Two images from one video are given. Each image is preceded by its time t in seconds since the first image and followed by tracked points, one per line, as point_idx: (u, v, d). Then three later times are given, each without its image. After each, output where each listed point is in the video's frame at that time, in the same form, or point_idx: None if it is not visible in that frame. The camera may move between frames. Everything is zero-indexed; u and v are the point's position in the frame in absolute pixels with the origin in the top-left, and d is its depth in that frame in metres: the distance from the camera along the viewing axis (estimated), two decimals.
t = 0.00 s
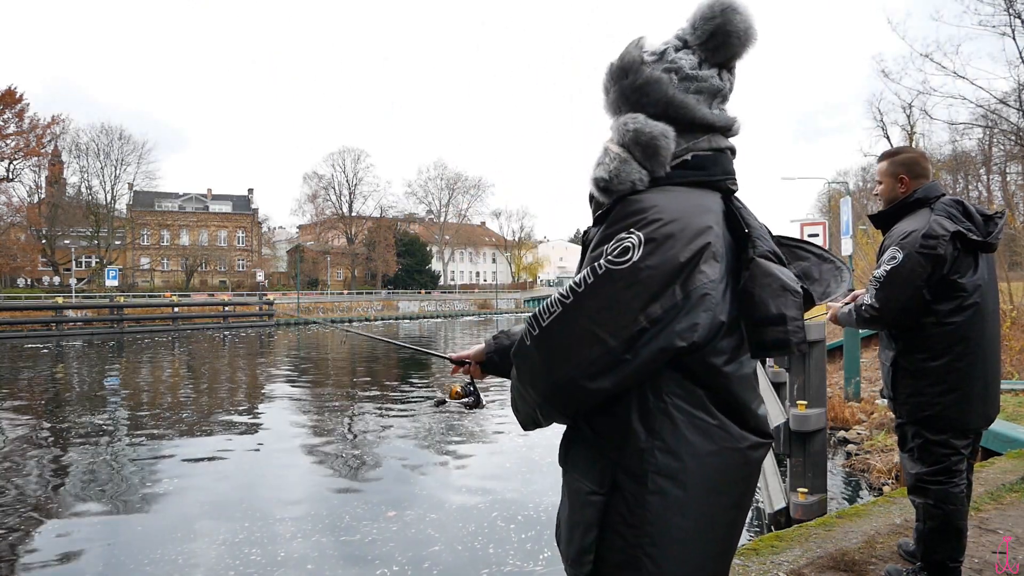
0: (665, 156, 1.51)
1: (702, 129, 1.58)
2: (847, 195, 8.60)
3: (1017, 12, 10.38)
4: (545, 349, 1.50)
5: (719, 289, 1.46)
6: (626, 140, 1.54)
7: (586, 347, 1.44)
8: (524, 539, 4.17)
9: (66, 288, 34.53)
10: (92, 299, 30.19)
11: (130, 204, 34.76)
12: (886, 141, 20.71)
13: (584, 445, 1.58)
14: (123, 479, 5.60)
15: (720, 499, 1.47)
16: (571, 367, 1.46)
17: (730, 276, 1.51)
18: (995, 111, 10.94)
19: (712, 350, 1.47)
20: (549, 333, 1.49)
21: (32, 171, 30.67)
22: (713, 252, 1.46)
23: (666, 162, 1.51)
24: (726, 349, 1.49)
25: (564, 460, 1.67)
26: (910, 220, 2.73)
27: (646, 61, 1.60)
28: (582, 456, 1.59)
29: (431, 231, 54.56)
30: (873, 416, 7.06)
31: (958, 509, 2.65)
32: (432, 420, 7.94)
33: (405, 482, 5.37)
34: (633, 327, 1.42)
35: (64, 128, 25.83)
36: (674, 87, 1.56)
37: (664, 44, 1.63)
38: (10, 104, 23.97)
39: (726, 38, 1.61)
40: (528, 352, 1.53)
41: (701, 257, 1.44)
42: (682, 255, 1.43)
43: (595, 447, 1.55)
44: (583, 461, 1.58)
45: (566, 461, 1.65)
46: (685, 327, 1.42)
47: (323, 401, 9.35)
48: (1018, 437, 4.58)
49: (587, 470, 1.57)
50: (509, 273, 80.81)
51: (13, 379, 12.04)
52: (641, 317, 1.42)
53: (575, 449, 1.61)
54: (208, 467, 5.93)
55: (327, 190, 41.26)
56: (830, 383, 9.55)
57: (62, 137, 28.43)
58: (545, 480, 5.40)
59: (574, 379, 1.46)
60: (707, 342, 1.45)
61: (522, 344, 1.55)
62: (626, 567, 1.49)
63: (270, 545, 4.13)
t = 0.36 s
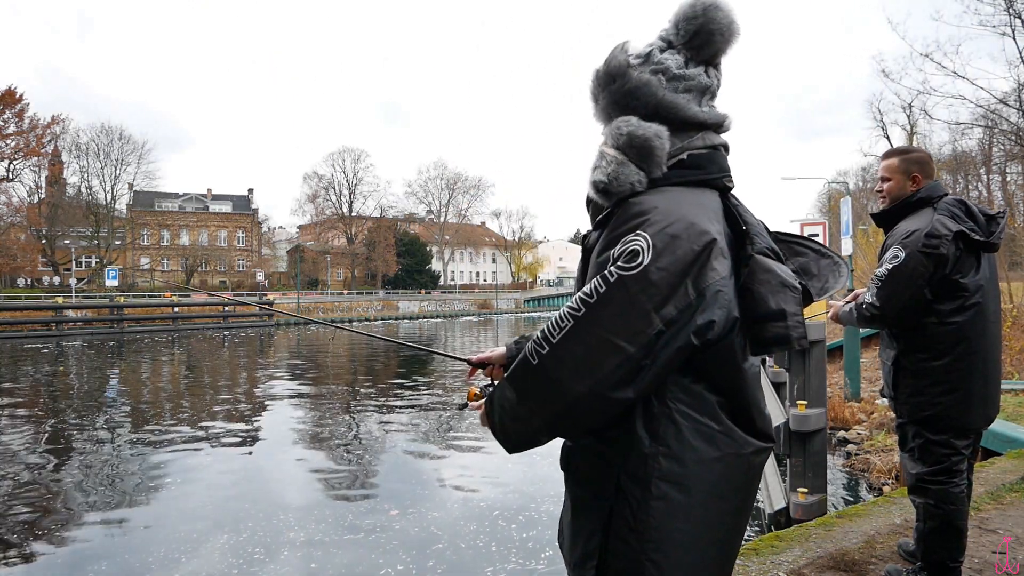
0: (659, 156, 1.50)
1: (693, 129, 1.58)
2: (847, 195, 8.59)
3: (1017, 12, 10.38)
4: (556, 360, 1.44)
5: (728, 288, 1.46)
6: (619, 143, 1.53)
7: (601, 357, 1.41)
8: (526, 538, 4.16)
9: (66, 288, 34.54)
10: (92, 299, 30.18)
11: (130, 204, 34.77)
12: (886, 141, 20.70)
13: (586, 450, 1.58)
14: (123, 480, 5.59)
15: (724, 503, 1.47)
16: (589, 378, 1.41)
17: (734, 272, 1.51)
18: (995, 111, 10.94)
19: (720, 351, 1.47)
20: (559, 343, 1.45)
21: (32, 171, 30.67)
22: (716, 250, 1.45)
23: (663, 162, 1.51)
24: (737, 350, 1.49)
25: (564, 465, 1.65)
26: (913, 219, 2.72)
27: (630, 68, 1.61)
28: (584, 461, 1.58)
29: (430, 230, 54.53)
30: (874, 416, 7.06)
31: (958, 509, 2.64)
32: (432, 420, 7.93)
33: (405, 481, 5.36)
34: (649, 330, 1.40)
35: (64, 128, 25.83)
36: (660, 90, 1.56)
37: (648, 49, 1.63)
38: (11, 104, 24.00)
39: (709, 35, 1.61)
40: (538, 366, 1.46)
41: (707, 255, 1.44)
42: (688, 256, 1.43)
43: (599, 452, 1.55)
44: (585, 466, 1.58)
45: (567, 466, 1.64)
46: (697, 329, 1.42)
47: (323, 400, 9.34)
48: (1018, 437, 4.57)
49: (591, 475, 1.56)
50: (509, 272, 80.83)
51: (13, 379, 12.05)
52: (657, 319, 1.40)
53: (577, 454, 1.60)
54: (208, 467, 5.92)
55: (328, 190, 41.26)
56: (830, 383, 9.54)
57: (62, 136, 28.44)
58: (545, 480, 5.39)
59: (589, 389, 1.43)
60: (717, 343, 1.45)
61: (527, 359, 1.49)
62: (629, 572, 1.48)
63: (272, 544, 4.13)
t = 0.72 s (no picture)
0: (655, 158, 1.51)
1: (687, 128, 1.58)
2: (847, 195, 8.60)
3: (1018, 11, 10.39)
4: (556, 370, 1.44)
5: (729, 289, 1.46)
6: (613, 146, 1.53)
7: (601, 366, 1.41)
8: (529, 537, 4.16)
9: (66, 288, 34.54)
10: (93, 299, 30.18)
11: (130, 204, 34.77)
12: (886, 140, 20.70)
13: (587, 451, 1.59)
14: (123, 480, 5.58)
15: (723, 506, 1.48)
16: (590, 385, 1.42)
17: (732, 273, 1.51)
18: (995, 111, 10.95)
19: (724, 352, 1.47)
20: (559, 352, 1.45)
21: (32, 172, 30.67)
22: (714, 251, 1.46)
23: (658, 164, 1.51)
24: (738, 350, 1.49)
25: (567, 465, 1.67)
26: (915, 219, 2.73)
27: (624, 66, 1.60)
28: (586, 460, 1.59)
29: (430, 230, 54.55)
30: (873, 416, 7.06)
31: (957, 510, 2.64)
32: (432, 419, 7.93)
33: (406, 480, 5.36)
34: (650, 339, 1.40)
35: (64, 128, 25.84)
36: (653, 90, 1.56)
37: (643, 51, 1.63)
38: (10, 104, 24.01)
39: (699, 32, 1.61)
40: (537, 375, 1.47)
41: (705, 258, 1.44)
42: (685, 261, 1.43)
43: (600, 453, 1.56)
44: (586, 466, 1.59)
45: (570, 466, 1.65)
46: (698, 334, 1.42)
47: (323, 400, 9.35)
48: (1018, 437, 4.58)
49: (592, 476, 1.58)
50: (509, 272, 80.82)
51: (13, 379, 12.05)
52: (658, 325, 1.40)
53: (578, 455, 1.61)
54: (208, 467, 5.92)
55: (328, 190, 41.29)
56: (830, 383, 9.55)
57: (62, 136, 28.45)
58: (545, 479, 5.38)
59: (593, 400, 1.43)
60: (721, 344, 1.46)
61: (525, 367, 1.49)
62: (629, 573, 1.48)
63: (275, 544, 4.13)
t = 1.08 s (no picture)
0: (696, 198, 1.83)
1: (682, 133, 1.92)
2: (847, 196, 8.60)
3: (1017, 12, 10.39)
4: (584, 371, 1.81)
5: (725, 301, 1.73)
6: (668, 185, 1.84)
7: (620, 370, 1.76)
8: (528, 536, 4.16)
9: (66, 288, 34.54)
10: (93, 299, 30.18)
11: (130, 204, 34.79)
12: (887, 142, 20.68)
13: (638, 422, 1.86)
14: (123, 479, 5.60)
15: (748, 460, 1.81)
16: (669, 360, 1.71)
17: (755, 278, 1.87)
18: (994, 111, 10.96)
19: (726, 357, 1.76)
20: (584, 356, 1.81)
21: (32, 171, 30.70)
22: (709, 267, 1.74)
23: (699, 200, 1.84)
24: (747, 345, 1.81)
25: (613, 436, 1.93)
26: (912, 220, 2.73)
27: (629, 99, 2.12)
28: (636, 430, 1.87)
29: (431, 231, 54.53)
30: (873, 416, 7.07)
31: (956, 510, 2.64)
32: (432, 419, 7.93)
33: (405, 481, 5.36)
34: (657, 348, 1.72)
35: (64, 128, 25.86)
36: (649, 109, 1.97)
37: (641, 61, 2.23)
38: (10, 104, 24.04)
39: (701, 106, 2.06)
40: (568, 375, 1.84)
41: (700, 275, 1.73)
42: (682, 278, 1.74)
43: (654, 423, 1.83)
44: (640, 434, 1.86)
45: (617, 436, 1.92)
46: (699, 344, 1.71)
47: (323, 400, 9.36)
48: (1018, 437, 4.57)
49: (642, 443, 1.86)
50: (509, 272, 80.80)
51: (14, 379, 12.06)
52: (662, 336, 1.71)
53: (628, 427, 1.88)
54: (208, 467, 5.93)
55: (327, 190, 41.31)
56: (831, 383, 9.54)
57: (62, 136, 28.47)
58: (544, 479, 5.39)
59: (617, 394, 1.78)
60: (721, 351, 1.73)
61: (562, 361, 1.86)
62: (684, 522, 1.76)
63: (273, 545, 4.12)
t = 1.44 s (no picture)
0: (701, 201, 1.82)
1: (687, 133, 1.92)
2: (847, 196, 8.60)
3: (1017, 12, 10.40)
4: (584, 365, 1.81)
5: (726, 303, 1.73)
6: (674, 185, 1.83)
7: (621, 366, 1.77)
8: (527, 536, 4.16)
9: (66, 288, 34.54)
10: (93, 299, 30.17)
11: (130, 204, 34.79)
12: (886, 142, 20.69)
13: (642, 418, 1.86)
14: (123, 479, 5.60)
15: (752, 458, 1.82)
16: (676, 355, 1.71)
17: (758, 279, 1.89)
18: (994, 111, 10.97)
19: (726, 357, 1.76)
20: (586, 350, 1.81)
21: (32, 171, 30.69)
22: (711, 269, 1.74)
23: (703, 204, 1.83)
24: (752, 344, 1.81)
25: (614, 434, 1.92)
26: (912, 220, 2.73)
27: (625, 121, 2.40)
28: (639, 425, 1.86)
29: (431, 231, 54.54)
30: (874, 416, 7.06)
31: (957, 510, 2.63)
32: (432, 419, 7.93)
33: (406, 481, 5.36)
34: (658, 348, 1.72)
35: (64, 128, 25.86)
36: (653, 108, 1.97)
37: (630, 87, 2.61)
38: (10, 104, 24.05)
39: (706, 108, 2.08)
40: (568, 369, 1.83)
41: (703, 278, 1.73)
42: (685, 280, 1.75)
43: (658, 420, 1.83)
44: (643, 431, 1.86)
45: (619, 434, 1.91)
46: (700, 345, 1.71)
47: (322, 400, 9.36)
48: (1018, 438, 4.57)
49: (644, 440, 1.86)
50: (509, 272, 80.81)
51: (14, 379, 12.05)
52: (663, 337, 1.72)
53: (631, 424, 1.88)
54: (207, 467, 5.92)
55: (327, 189, 41.33)
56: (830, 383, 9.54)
57: (62, 136, 28.48)
58: (544, 478, 5.38)
59: (621, 388, 1.79)
60: (722, 353, 1.73)
61: (564, 355, 1.85)
62: (687, 518, 1.77)
63: (272, 545, 4.12)
